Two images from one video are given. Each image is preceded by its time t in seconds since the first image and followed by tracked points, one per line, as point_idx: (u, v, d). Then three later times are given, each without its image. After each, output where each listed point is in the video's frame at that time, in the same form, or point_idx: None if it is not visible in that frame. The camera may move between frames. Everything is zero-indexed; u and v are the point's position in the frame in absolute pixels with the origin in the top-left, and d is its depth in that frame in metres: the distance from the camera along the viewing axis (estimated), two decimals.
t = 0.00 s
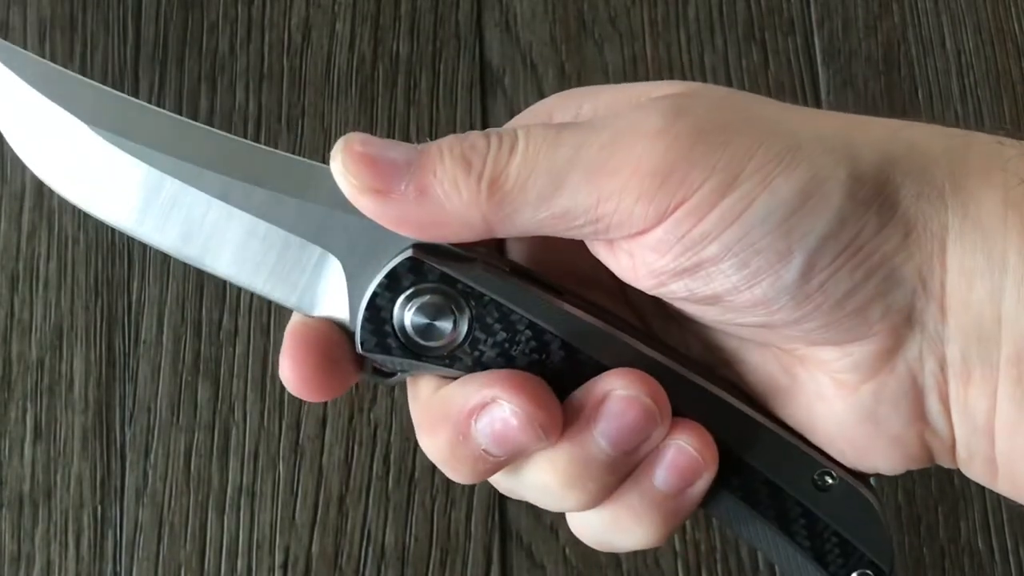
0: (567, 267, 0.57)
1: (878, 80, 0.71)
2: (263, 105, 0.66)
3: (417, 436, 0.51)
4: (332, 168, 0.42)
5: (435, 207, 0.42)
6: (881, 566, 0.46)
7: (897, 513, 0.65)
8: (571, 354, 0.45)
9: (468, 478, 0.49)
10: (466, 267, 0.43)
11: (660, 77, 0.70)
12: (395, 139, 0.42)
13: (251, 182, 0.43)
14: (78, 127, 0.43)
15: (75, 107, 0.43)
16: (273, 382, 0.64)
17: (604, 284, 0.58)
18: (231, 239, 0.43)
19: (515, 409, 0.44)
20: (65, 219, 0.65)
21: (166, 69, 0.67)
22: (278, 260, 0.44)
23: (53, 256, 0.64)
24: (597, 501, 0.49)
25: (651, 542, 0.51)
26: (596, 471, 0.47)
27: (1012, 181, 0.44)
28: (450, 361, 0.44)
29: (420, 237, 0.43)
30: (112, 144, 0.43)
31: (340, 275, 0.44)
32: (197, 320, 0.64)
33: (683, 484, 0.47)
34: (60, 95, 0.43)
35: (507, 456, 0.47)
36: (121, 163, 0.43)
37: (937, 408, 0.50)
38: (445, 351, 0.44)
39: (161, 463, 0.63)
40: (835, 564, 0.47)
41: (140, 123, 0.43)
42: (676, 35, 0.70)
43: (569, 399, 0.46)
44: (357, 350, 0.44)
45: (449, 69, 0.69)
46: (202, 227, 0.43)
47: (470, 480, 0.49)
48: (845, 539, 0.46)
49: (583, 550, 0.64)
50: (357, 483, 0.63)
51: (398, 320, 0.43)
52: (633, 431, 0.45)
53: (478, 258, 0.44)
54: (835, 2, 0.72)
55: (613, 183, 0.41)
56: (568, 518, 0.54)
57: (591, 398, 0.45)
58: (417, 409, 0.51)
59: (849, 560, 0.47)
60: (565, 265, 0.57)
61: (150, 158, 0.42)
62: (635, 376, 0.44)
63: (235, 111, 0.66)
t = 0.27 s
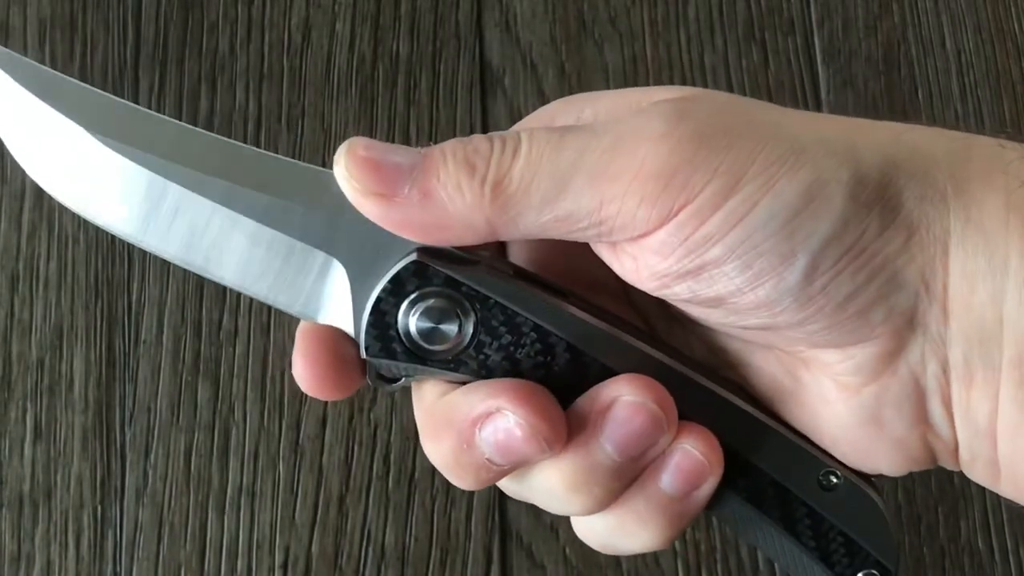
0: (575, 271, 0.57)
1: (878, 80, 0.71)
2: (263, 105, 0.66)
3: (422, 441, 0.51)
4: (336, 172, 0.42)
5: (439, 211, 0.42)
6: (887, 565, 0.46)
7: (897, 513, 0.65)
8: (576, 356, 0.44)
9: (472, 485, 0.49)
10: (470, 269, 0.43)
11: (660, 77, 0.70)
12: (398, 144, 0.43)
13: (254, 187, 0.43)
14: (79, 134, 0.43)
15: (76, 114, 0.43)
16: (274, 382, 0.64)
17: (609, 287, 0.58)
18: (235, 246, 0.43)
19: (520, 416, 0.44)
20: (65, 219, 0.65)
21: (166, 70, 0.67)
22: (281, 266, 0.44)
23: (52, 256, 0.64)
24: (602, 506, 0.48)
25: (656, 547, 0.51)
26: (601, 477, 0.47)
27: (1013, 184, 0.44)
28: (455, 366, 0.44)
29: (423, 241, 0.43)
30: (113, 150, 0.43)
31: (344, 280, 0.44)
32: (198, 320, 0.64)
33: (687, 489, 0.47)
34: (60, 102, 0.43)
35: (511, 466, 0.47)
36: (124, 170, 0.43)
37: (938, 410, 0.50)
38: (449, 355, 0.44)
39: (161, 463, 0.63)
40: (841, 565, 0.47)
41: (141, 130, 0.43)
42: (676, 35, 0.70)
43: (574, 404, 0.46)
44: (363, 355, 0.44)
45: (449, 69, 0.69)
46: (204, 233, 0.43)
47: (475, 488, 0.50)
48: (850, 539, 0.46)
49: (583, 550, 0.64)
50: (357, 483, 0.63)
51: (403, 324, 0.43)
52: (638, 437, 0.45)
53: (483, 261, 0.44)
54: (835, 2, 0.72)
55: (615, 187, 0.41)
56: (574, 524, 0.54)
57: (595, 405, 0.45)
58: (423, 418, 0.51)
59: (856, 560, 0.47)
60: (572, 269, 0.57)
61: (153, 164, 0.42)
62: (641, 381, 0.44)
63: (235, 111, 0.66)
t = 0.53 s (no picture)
0: (575, 273, 0.57)
1: (878, 80, 0.71)
2: (263, 105, 0.66)
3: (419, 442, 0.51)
4: (334, 175, 0.42)
5: (436, 213, 0.42)
6: (883, 566, 0.46)
7: (897, 513, 0.64)
8: (573, 357, 0.44)
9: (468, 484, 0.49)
10: (468, 272, 0.43)
11: (660, 77, 0.70)
12: (397, 147, 0.43)
13: (252, 189, 0.43)
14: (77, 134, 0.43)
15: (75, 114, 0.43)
16: (274, 382, 0.64)
17: (608, 291, 0.58)
18: (233, 247, 0.43)
19: (517, 416, 0.44)
20: (65, 219, 0.65)
21: (166, 70, 0.67)
22: (280, 267, 0.44)
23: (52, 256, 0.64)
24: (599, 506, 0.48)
25: (652, 547, 0.51)
26: (597, 478, 0.47)
27: (1010, 186, 0.44)
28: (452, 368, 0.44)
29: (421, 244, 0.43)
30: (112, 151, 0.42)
31: (342, 281, 0.44)
32: (198, 320, 0.64)
33: (685, 488, 0.47)
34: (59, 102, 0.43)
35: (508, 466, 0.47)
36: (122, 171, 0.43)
37: (936, 411, 0.50)
38: (446, 356, 0.44)
39: (161, 463, 0.63)
40: (837, 566, 0.47)
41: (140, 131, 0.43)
42: (676, 35, 0.70)
43: (571, 406, 0.46)
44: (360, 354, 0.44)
45: (449, 69, 0.69)
46: (203, 234, 0.43)
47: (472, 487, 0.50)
48: (847, 541, 0.46)
49: (582, 550, 0.64)
50: (357, 483, 0.63)
51: (401, 325, 0.43)
52: (636, 438, 0.45)
53: (479, 262, 0.44)
54: (835, 2, 0.72)
55: (612, 190, 0.41)
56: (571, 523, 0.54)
57: (592, 406, 0.45)
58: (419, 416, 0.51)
59: (852, 562, 0.46)
60: (572, 270, 0.57)
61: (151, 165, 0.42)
62: (638, 382, 0.44)
63: (235, 111, 0.66)
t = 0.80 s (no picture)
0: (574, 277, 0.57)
1: (878, 80, 0.71)
2: (263, 105, 0.66)
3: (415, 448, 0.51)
4: (326, 180, 0.42)
5: (429, 219, 0.42)
6: (882, 566, 0.46)
7: (897, 513, 0.65)
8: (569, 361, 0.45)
9: (466, 490, 0.49)
10: (463, 276, 0.43)
11: (660, 78, 0.70)
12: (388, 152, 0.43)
13: (246, 195, 0.42)
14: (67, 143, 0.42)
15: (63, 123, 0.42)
16: (274, 382, 0.64)
17: (604, 295, 0.58)
18: (227, 255, 0.43)
19: (512, 423, 0.44)
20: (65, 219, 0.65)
21: (166, 70, 0.67)
22: (273, 275, 0.44)
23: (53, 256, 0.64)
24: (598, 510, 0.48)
25: (652, 549, 0.51)
26: (595, 480, 0.47)
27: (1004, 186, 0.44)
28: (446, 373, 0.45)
29: (414, 249, 0.43)
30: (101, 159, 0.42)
31: (337, 287, 0.44)
32: (198, 320, 0.64)
33: (683, 491, 0.47)
34: (48, 112, 0.43)
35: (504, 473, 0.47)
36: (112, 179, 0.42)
37: (931, 412, 0.50)
38: (440, 361, 0.44)
39: (161, 463, 0.63)
40: (837, 566, 0.47)
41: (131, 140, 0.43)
42: (676, 35, 0.70)
43: (566, 411, 0.46)
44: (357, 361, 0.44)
45: (449, 69, 0.69)
46: (196, 243, 0.43)
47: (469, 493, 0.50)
48: (846, 541, 0.46)
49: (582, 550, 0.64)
50: (357, 483, 0.63)
51: (395, 330, 0.43)
52: (631, 441, 0.45)
53: (474, 266, 0.44)
54: (835, 2, 0.72)
55: (605, 194, 0.41)
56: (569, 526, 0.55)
57: (588, 409, 0.45)
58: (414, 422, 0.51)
59: (851, 562, 0.47)
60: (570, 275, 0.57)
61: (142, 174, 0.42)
62: (634, 385, 0.44)
63: (235, 111, 0.66)
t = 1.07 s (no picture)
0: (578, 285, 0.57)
1: (878, 80, 0.71)
2: (263, 105, 0.66)
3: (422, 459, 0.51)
4: (331, 187, 0.43)
5: (435, 225, 0.42)
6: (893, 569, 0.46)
7: (897, 513, 0.65)
8: (577, 365, 0.44)
9: (473, 501, 0.49)
10: (471, 282, 0.43)
11: (660, 78, 0.70)
12: (394, 159, 0.43)
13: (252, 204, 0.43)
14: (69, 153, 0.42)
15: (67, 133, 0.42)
16: (274, 382, 0.64)
17: (608, 300, 0.58)
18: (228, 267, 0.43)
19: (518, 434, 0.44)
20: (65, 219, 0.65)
21: (166, 70, 0.67)
22: (277, 287, 0.43)
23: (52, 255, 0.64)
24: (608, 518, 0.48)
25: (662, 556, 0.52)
26: (604, 488, 0.47)
27: (1009, 186, 0.44)
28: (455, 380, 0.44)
29: (420, 255, 0.43)
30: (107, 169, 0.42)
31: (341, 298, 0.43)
32: (198, 320, 0.64)
33: (693, 496, 0.47)
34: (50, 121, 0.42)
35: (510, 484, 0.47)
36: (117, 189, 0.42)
37: (937, 416, 0.50)
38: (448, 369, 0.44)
39: (161, 463, 0.63)
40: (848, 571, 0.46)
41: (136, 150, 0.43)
42: (676, 35, 0.70)
43: (574, 422, 0.46)
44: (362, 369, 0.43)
45: (449, 69, 0.69)
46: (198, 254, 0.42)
47: (475, 504, 0.50)
48: (858, 544, 0.46)
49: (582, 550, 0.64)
50: (357, 483, 0.63)
51: (403, 337, 0.43)
52: (641, 448, 0.45)
53: (480, 273, 0.44)
54: (835, 2, 0.72)
55: (614, 199, 0.41)
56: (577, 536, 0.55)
57: (598, 417, 0.45)
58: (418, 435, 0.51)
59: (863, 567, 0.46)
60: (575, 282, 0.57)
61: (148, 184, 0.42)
62: (644, 392, 0.44)
63: (235, 111, 0.66)
